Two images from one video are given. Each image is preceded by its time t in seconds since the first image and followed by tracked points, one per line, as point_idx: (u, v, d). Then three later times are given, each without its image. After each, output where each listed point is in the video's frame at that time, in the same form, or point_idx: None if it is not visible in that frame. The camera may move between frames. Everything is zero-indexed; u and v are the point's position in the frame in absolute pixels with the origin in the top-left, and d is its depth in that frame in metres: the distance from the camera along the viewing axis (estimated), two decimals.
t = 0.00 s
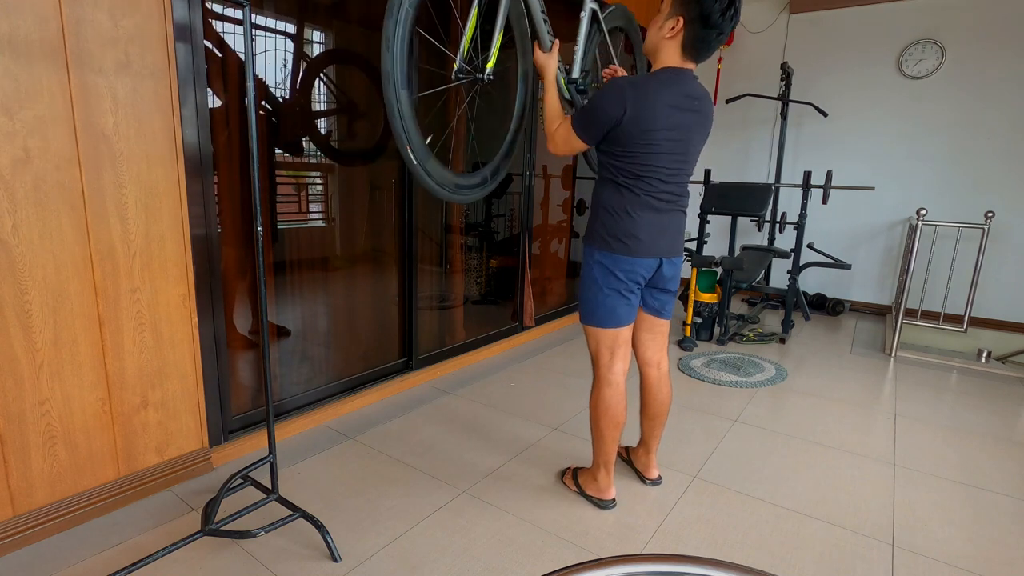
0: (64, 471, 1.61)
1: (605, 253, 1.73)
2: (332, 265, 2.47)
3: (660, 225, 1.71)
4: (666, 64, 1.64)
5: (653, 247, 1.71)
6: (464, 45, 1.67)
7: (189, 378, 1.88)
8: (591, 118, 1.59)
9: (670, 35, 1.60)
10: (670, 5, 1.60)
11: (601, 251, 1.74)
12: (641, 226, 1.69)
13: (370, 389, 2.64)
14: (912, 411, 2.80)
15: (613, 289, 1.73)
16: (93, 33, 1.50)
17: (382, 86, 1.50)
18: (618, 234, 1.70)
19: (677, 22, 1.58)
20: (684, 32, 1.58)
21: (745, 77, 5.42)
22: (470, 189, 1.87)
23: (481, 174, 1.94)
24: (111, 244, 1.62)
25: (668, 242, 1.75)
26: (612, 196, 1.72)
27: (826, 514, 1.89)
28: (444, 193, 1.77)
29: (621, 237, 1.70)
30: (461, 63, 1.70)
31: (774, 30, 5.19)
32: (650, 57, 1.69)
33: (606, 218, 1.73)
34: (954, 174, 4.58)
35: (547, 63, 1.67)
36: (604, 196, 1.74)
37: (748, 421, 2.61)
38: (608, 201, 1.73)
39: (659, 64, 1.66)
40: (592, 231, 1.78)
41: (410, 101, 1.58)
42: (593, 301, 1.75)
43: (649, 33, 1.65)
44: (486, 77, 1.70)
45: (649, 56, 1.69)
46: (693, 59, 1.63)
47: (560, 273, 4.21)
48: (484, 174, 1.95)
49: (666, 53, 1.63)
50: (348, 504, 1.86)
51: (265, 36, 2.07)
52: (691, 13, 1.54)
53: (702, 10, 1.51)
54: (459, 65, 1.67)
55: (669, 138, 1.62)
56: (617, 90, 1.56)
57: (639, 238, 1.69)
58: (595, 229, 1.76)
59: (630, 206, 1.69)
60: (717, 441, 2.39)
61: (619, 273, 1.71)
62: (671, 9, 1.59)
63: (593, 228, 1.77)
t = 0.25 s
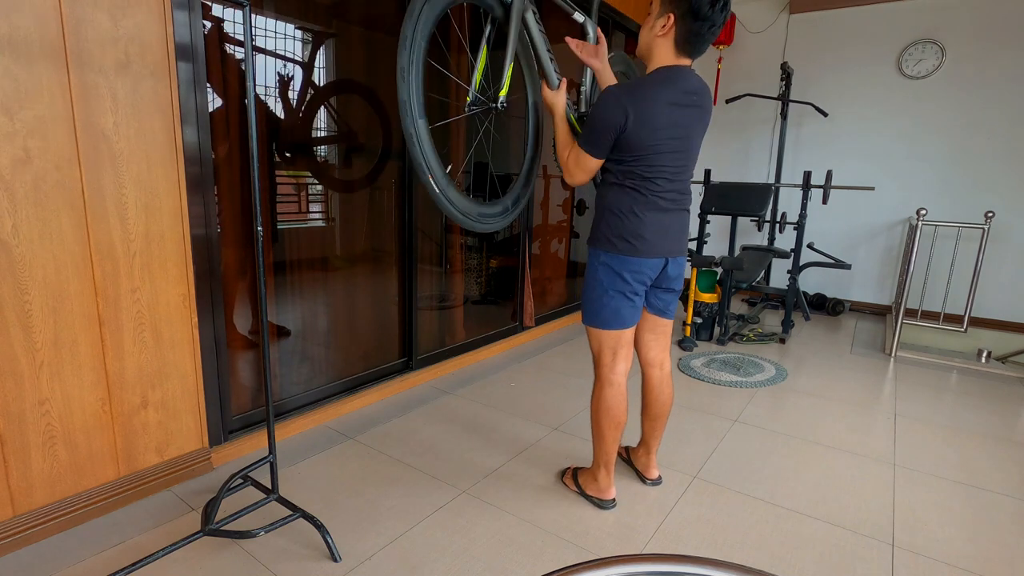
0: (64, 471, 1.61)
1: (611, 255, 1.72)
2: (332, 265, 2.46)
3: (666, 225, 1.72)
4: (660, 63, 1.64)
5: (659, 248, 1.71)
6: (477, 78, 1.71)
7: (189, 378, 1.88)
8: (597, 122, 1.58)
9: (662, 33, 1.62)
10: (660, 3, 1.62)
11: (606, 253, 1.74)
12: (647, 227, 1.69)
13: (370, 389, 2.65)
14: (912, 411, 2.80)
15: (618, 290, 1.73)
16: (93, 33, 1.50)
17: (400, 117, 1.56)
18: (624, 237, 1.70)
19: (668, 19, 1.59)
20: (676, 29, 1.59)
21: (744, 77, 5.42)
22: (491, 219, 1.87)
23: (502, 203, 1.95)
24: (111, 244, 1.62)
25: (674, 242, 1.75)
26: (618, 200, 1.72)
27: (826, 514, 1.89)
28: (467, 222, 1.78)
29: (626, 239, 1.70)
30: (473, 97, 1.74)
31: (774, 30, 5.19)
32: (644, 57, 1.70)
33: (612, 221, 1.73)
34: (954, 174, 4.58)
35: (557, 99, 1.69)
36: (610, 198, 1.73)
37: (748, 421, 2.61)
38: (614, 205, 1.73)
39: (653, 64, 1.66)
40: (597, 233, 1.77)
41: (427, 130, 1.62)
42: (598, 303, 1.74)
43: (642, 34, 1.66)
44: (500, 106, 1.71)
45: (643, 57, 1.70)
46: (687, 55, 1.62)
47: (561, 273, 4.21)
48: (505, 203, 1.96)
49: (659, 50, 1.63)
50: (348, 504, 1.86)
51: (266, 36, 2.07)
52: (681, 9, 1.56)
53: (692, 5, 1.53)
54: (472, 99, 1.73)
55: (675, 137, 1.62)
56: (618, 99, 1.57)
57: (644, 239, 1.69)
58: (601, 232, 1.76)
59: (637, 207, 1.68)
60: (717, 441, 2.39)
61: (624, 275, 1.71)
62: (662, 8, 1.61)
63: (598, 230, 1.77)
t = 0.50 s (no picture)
0: (64, 471, 1.61)
1: (615, 257, 1.72)
2: (332, 265, 2.46)
3: (670, 226, 1.72)
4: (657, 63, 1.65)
5: (664, 248, 1.72)
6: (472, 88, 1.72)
7: (189, 378, 1.88)
8: (602, 126, 1.58)
9: (656, 33, 1.62)
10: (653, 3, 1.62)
11: (610, 255, 1.73)
12: (652, 228, 1.69)
13: (370, 388, 2.65)
14: (912, 411, 2.80)
15: (623, 292, 1.72)
16: (93, 34, 1.50)
17: (396, 117, 1.55)
18: (629, 238, 1.69)
19: (662, 19, 1.59)
20: (671, 29, 1.59)
21: (744, 77, 5.42)
22: (499, 223, 1.86)
23: (509, 209, 1.94)
24: (111, 244, 1.62)
25: (678, 243, 1.75)
26: (622, 203, 1.71)
27: (826, 514, 1.89)
28: (474, 222, 1.76)
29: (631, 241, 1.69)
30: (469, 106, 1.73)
31: (774, 30, 5.19)
32: (640, 57, 1.70)
33: (617, 224, 1.72)
34: (954, 174, 4.58)
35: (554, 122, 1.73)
36: (614, 201, 1.73)
37: (748, 421, 2.61)
38: (618, 208, 1.72)
39: (650, 64, 1.66)
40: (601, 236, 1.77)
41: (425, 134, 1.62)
42: (604, 305, 1.74)
43: (636, 34, 1.66)
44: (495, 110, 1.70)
45: (638, 56, 1.71)
46: (684, 52, 1.62)
47: (561, 273, 4.21)
48: (512, 210, 1.96)
49: (655, 50, 1.63)
50: (348, 504, 1.86)
51: (266, 36, 2.07)
52: (675, 8, 1.56)
53: (685, 4, 1.53)
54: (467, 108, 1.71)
55: (678, 136, 1.63)
56: (621, 100, 1.56)
57: (649, 240, 1.69)
58: (605, 235, 1.75)
59: (641, 207, 1.68)
60: (717, 441, 2.39)
61: (629, 276, 1.71)
62: (655, 8, 1.61)
63: (602, 231, 1.76)
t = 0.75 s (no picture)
0: (64, 471, 1.61)
1: (618, 257, 1.71)
2: (332, 265, 2.47)
3: (672, 224, 1.72)
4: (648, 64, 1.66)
5: (667, 249, 1.72)
6: (457, 134, 1.72)
7: (189, 378, 1.88)
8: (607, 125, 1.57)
9: (643, 34, 1.63)
10: (637, 5, 1.63)
11: (614, 256, 1.72)
12: (655, 228, 1.69)
13: (370, 388, 2.65)
14: (911, 411, 2.80)
15: (626, 293, 1.72)
16: (93, 34, 1.50)
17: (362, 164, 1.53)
18: (632, 238, 1.69)
19: (648, 20, 1.60)
20: (657, 29, 1.60)
21: (744, 77, 5.42)
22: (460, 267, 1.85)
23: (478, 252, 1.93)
24: (111, 244, 1.62)
25: (680, 242, 1.76)
26: (627, 200, 1.70)
27: (826, 514, 1.89)
28: (431, 269, 1.74)
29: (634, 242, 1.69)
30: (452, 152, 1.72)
31: (774, 30, 5.19)
32: (630, 58, 1.71)
33: (620, 223, 1.71)
34: (954, 174, 4.58)
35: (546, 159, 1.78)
36: (618, 200, 1.72)
37: (748, 421, 2.61)
38: (622, 205, 1.71)
39: (641, 64, 1.68)
40: (604, 236, 1.75)
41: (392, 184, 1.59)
42: (608, 308, 1.73)
43: (624, 36, 1.68)
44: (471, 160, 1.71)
45: (629, 58, 1.72)
46: (673, 51, 1.64)
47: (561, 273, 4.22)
48: (480, 253, 1.95)
49: (645, 52, 1.65)
50: (348, 504, 1.86)
51: (266, 36, 2.06)
52: (659, 8, 1.56)
53: (669, 4, 1.54)
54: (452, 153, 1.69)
55: (680, 133, 1.64)
56: (627, 97, 1.55)
57: (653, 241, 1.69)
58: (607, 235, 1.74)
59: (645, 206, 1.68)
60: (717, 441, 2.39)
61: (633, 277, 1.70)
62: (640, 9, 1.62)
63: (605, 233, 1.75)
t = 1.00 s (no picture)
0: (64, 471, 1.61)
1: (622, 257, 1.71)
2: (332, 265, 2.46)
3: (675, 222, 1.72)
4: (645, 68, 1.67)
5: (670, 248, 1.72)
6: (445, 236, 1.64)
7: (189, 378, 1.88)
8: (605, 124, 1.57)
9: (638, 38, 1.63)
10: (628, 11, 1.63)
11: (617, 256, 1.72)
12: (658, 226, 1.69)
13: (370, 389, 2.65)
14: (911, 411, 2.80)
15: (630, 294, 1.71)
16: (93, 34, 1.50)
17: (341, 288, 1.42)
18: (635, 237, 1.69)
19: (642, 24, 1.61)
20: (651, 32, 1.61)
21: (744, 76, 5.42)
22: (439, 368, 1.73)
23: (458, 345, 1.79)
24: (111, 244, 1.62)
25: (683, 241, 1.76)
26: (629, 198, 1.70)
27: (826, 514, 1.89)
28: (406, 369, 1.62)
29: (636, 241, 1.69)
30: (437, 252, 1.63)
31: (774, 30, 5.19)
32: (624, 63, 1.71)
33: (622, 223, 1.71)
34: (954, 174, 4.58)
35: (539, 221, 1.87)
36: (621, 199, 1.71)
37: (748, 421, 2.61)
38: (624, 204, 1.71)
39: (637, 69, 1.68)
40: (607, 237, 1.75)
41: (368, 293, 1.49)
42: (612, 310, 1.73)
43: (618, 43, 1.67)
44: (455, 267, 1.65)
45: (623, 64, 1.72)
46: (667, 51, 1.66)
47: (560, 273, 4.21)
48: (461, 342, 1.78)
49: (640, 56, 1.66)
50: (348, 504, 1.86)
51: (266, 36, 2.06)
52: (652, 11, 1.58)
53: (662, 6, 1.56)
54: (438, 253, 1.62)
55: (678, 130, 1.64)
56: (623, 92, 1.56)
57: (656, 239, 1.69)
58: (609, 235, 1.74)
59: (648, 204, 1.68)
60: (717, 441, 2.39)
61: (637, 277, 1.70)
62: (631, 15, 1.62)
63: (607, 234, 1.75)
